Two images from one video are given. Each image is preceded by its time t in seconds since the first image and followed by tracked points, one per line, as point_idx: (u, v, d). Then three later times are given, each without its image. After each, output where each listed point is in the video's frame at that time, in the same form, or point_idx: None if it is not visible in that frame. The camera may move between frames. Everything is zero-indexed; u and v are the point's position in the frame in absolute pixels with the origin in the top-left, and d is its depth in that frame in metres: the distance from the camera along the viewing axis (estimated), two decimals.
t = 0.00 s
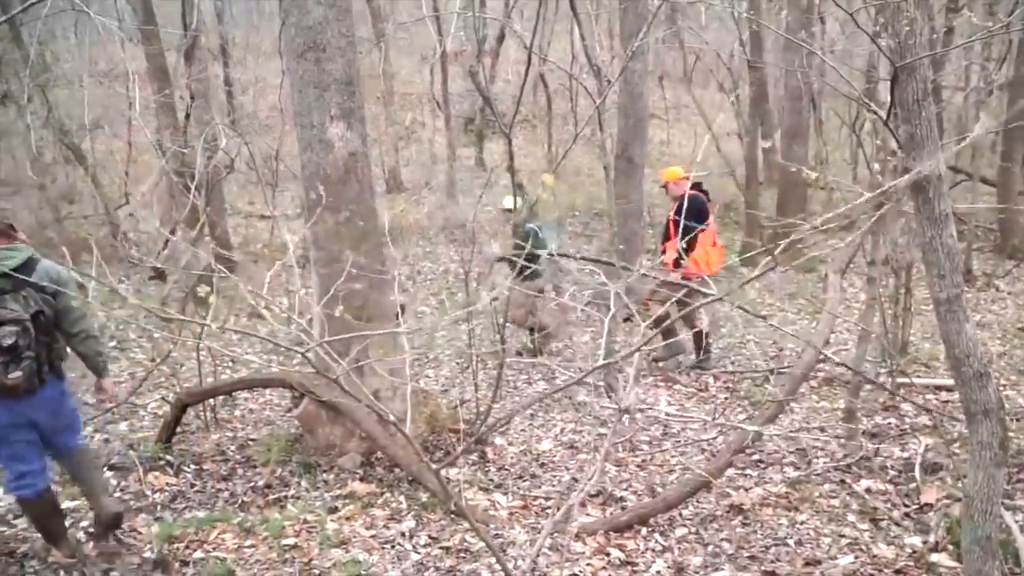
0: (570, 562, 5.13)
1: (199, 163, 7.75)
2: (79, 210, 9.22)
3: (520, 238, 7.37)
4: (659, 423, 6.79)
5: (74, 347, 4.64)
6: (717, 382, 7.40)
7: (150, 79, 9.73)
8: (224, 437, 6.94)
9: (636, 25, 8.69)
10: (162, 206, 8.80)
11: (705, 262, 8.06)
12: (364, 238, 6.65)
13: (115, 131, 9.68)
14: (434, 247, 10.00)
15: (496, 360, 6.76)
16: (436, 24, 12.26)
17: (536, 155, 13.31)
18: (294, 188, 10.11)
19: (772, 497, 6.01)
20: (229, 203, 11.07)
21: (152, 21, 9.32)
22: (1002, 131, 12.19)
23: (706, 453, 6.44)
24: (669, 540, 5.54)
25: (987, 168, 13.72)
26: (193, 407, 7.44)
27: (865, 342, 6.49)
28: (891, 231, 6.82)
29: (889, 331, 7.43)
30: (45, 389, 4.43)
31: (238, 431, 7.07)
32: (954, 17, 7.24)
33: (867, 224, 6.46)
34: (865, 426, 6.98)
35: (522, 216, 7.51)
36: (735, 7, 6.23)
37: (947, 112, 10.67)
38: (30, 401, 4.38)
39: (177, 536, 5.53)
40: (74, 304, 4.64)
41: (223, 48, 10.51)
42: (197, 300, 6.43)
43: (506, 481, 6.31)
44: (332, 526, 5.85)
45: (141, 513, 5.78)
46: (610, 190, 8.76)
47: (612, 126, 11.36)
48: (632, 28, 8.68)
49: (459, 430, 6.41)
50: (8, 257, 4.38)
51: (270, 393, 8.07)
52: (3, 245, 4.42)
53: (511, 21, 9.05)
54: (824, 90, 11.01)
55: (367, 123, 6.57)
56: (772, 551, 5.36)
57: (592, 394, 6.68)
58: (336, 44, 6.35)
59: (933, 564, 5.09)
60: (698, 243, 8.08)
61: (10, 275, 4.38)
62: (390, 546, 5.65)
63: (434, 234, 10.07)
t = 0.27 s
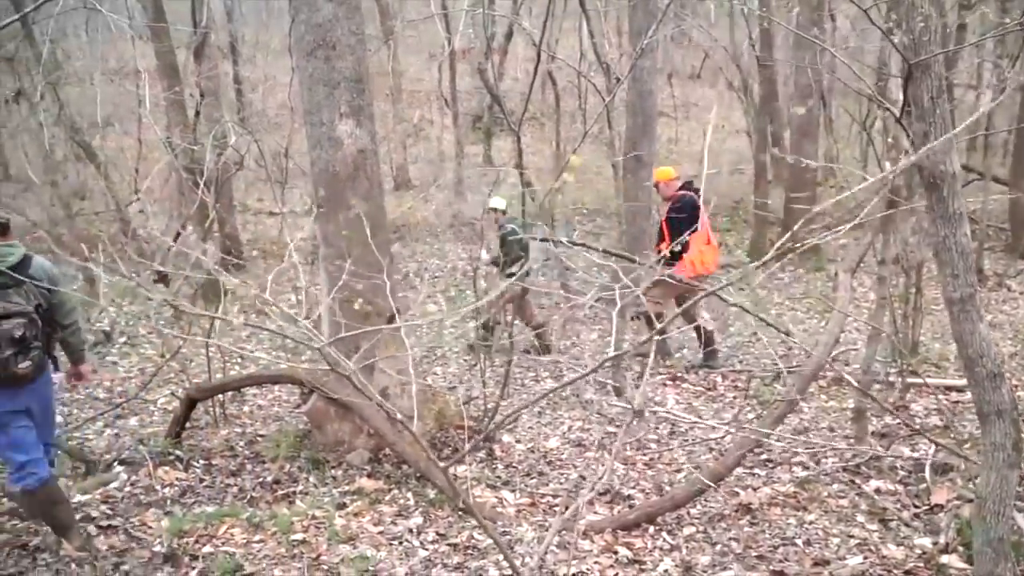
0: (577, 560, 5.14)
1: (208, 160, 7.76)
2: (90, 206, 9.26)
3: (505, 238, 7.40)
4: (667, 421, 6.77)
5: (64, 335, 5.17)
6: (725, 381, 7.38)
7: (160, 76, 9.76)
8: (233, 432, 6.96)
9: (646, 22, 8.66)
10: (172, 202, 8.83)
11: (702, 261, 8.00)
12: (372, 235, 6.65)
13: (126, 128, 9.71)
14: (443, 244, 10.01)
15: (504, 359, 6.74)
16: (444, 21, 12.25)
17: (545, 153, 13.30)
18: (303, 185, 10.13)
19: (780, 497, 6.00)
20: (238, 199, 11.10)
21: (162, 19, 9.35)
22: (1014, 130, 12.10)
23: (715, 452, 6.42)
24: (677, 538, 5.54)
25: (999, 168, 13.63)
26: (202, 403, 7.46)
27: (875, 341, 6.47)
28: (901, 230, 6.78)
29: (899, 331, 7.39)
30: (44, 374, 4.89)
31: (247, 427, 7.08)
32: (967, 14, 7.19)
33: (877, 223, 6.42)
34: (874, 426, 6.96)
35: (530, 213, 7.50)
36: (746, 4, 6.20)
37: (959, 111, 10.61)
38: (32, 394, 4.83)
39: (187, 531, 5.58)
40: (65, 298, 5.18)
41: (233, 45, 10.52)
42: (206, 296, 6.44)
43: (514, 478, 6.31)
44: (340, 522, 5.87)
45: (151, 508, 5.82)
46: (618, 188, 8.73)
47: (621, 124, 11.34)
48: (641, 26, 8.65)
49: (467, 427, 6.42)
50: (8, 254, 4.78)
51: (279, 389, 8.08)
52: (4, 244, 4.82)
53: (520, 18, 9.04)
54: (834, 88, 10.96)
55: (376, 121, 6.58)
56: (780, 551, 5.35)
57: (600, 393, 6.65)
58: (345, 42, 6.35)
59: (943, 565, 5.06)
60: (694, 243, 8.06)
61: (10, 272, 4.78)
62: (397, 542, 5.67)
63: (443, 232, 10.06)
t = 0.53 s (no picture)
0: (589, 556, 5.15)
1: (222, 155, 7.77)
2: (105, 202, 9.32)
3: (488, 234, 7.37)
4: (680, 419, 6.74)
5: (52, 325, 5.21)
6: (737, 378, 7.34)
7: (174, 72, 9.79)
8: (247, 427, 6.98)
9: (660, 18, 8.62)
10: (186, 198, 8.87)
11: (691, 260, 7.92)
12: (386, 231, 6.65)
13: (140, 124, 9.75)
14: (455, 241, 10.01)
15: (516, 355, 6.73)
16: (457, 17, 12.24)
17: (557, 149, 13.28)
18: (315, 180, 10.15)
19: (794, 495, 5.97)
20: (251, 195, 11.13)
21: (176, 15, 9.38)
22: None
23: (728, 449, 6.39)
24: (690, 536, 5.54)
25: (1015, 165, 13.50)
26: (216, 398, 7.49)
27: (890, 340, 6.42)
28: (917, 228, 6.73)
29: (914, 329, 7.34)
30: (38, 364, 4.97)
31: (260, 421, 7.10)
32: (985, 10, 7.12)
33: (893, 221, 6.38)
34: (888, 425, 6.92)
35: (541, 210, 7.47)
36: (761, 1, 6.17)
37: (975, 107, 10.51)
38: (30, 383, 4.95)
39: (201, 524, 5.66)
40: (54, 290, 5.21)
41: (246, 41, 10.54)
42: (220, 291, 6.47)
43: (526, 474, 6.32)
44: (353, 517, 5.90)
45: (166, 502, 5.88)
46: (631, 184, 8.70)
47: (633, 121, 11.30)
48: (654, 22, 8.62)
49: (480, 424, 6.42)
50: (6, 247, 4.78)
51: (292, 384, 8.10)
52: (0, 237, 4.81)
53: (534, 14, 9.02)
54: (849, 84, 10.89)
55: (390, 117, 6.59)
56: (794, 549, 5.33)
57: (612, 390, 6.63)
58: (359, 38, 6.36)
59: (959, 565, 5.02)
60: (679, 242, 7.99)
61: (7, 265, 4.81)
62: (410, 538, 5.69)
63: (455, 229, 10.04)
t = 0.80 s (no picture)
0: (605, 554, 5.16)
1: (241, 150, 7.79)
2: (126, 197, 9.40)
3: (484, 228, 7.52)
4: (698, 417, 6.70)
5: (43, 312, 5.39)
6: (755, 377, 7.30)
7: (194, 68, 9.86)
8: (264, 421, 7.01)
9: (679, 14, 8.58)
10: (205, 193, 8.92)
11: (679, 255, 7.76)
12: (404, 227, 6.66)
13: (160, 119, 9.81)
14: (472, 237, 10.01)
15: (534, 351, 6.72)
16: (475, 14, 12.24)
17: (575, 147, 13.25)
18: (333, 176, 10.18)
19: (812, 496, 5.93)
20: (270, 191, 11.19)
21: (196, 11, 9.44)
22: None
23: (746, 449, 6.35)
24: (707, 535, 5.52)
25: None
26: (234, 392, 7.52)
27: (911, 340, 6.36)
28: (939, 227, 6.67)
29: (935, 329, 7.27)
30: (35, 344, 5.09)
31: (278, 416, 7.12)
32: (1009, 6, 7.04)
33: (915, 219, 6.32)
34: (908, 426, 6.86)
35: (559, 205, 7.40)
36: None
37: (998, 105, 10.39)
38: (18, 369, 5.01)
39: (220, 517, 5.72)
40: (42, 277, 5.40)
41: (265, 37, 10.59)
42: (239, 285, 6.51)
43: (543, 471, 6.31)
44: (370, 512, 5.93)
45: (185, 495, 5.94)
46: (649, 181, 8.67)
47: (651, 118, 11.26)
48: (673, 18, 8.58)
49: (497, 420, 6.43)
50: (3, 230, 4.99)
51: (309, 379, 8.13)
52: None
53: (552, 10, 9.00)
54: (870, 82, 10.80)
55: (408, 113, 6.62)
56: (812, 550, 5.30)
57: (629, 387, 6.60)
58: (378, 34, 6.38)
59: (980, 568, 4.97)
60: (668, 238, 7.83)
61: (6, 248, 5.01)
62: (426, 533, 5.72)
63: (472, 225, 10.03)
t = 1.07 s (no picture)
0: (623, 553, 5.16)
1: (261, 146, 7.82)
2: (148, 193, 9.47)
3: (483, 228, 7.70)
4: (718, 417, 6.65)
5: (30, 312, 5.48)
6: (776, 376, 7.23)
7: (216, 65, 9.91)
8: (284, 416, 7.03)
9: (700, 10, 8.52)
10: (225, 189, 8.97)
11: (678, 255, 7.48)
12: (423, 223, 6.66)
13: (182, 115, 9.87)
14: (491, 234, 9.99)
15: (553, 348, 6.70)
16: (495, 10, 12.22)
17: (594, 143, 13.20)
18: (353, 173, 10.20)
19: (833, 496, 5.89)
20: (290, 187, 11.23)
21: (218, 8, 9.49)
22: None
23: (766, 448, 6.30)
24: (726, 535, 5.50)
25: None
26: (254, 387, 7.55)
27: (934, 340, 6.29)
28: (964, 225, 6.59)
29: (960, 330, 7.18)
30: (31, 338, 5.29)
31: (297, 411, 7.14)
32: None
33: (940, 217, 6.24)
34: (931, 427, 6.78)
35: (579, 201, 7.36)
36: None
37: None
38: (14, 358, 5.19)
39: (241, 511, 5.77)
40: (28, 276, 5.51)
41: (286, 34, 10.63)
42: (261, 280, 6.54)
43: (561, 469, 6.30)
44: (388, 507, 5.96)
45: (205, 488, 5.99)
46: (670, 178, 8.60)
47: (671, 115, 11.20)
48: (694, 15, 8.53)
49: (515, 418, 6.42)
50: None
51: (328, 375, 8.14)
52: None
53: (573, 7, 8.97)
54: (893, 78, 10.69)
55: (429, 110, 6.63)
56: (833, 551, 5.26)
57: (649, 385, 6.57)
58: (399, 30, 6.39)
59: (1004, 571, 4.90)
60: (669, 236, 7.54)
61: None
62: (445, 529, 5.73)
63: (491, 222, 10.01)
